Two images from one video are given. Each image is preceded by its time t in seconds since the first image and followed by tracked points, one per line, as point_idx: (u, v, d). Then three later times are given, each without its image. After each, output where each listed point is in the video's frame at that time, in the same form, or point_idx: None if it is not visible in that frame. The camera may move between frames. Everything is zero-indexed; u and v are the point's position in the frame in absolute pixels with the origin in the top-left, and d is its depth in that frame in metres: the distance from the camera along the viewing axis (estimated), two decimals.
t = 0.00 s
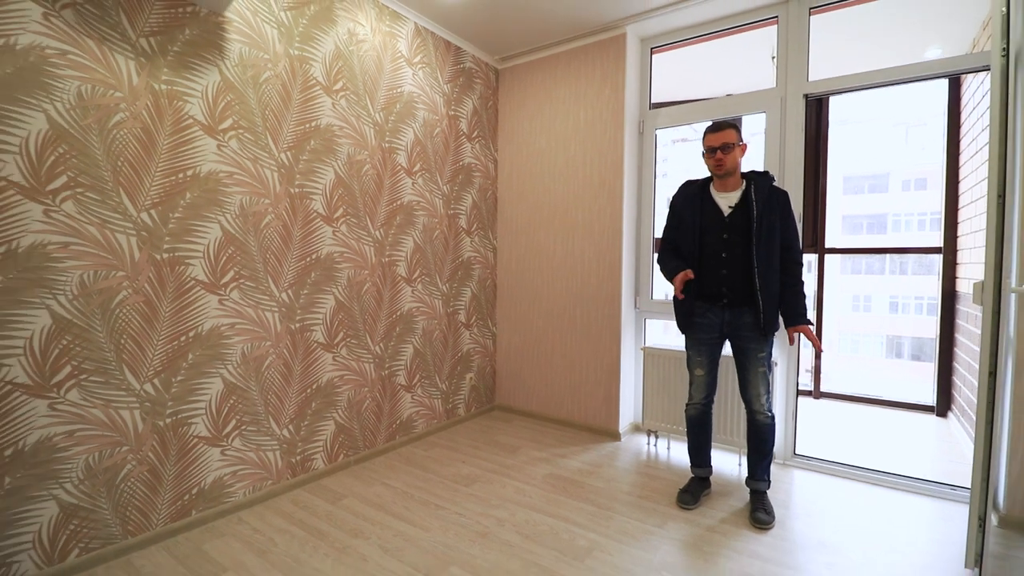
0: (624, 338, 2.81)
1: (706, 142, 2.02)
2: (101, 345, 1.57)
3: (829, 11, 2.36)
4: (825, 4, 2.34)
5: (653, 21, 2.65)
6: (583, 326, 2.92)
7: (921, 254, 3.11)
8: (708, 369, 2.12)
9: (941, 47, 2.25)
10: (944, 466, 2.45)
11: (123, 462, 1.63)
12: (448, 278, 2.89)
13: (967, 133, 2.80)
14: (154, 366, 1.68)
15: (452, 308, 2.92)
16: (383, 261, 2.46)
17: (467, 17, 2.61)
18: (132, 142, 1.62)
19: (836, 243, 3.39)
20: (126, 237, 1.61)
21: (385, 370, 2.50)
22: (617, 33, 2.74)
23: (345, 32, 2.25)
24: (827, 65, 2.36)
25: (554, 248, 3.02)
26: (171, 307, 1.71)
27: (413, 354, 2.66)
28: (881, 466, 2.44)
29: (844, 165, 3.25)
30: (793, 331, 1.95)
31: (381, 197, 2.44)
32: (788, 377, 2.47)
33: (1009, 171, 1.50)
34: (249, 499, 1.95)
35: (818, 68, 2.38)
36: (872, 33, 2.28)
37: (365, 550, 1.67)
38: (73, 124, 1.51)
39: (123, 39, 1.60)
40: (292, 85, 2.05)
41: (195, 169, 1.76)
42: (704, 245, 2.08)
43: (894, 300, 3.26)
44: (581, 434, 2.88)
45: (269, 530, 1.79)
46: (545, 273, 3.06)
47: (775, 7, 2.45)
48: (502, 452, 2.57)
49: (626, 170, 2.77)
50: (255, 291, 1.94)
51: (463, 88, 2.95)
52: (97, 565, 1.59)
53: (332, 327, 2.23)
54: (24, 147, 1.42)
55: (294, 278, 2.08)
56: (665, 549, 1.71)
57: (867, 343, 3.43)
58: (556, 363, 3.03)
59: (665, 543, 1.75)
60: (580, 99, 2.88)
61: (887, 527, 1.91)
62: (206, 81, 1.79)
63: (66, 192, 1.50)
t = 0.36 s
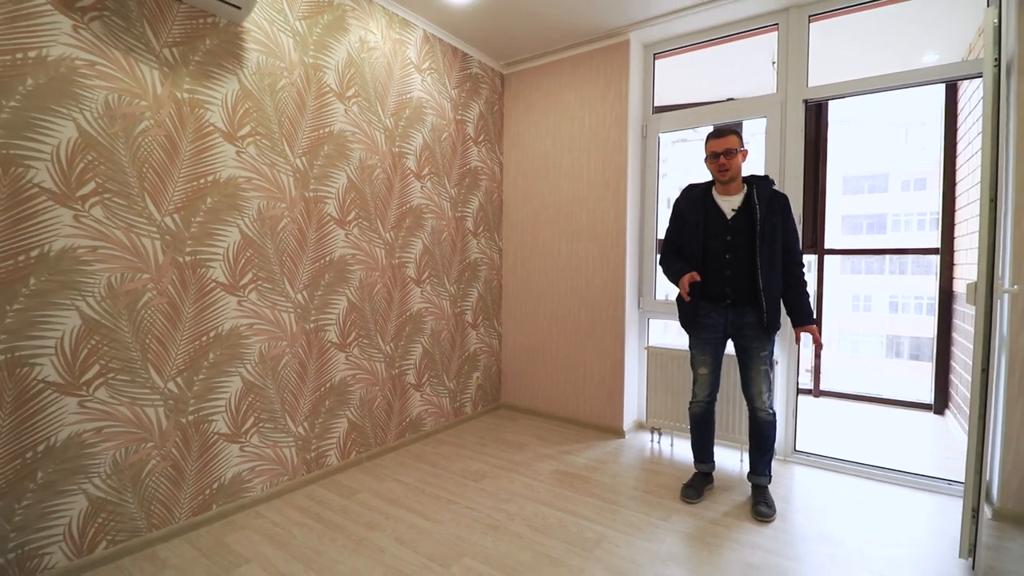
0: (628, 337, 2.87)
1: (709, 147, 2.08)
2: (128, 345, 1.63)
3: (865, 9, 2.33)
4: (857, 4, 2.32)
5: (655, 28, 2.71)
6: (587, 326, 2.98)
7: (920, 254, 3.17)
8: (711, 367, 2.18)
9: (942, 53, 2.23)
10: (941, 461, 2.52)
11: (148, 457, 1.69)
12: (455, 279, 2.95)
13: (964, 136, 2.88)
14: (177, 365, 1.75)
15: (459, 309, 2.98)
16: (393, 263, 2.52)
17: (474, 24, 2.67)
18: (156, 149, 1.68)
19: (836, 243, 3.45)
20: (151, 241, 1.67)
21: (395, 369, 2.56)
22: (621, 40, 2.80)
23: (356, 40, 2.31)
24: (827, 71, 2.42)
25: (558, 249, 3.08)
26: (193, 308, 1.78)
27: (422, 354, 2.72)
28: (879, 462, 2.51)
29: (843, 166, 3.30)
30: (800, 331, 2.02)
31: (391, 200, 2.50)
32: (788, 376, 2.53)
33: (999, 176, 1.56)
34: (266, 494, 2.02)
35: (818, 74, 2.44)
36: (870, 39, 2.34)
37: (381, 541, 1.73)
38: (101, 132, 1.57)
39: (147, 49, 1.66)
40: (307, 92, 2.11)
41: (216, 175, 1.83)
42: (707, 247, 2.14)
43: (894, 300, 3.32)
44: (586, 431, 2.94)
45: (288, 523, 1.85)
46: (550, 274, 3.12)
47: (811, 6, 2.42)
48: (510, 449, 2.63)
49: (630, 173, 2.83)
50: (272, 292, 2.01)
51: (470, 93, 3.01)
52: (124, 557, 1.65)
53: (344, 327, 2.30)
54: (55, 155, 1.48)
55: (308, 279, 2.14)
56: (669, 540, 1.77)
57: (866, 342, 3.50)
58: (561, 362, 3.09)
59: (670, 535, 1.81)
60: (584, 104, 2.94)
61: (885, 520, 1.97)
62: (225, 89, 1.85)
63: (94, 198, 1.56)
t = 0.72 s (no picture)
0: (630, 337, 2.93)
1: (711, 151, 2.15)
2: (149, 345, 1.69)
3: (890, 10, 2.33)
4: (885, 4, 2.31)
5: (656, 34, 2.76)
6: (590, 326, 3.04)
7: (917, 255, 3.23)
8: (711, 364, 2.24)
9: (938, 56, 2.29)
10: (937, 458, 2.57)
11: (168, 453, 1.76)
12: (461, 280, 3.01)
13: (960, 140, 2.93)
14: (195, 363, 1.81)
15: (465, 309, 3.04)
16: (400, 264, 2.58)
17: (479, 30, 2.73)
18: (175, 155, 1.74)
19: (836, 243, 3.52)
20: (170, 243, 1.73)
21: (402, 368, 2.62)
22: (623, 45, 2.86)
23: (365, 47, 2.37)
24: (825, 76, 2.47)
25: (561, 250, 3.14)
26: (210, 309, 1.84)
27: (429, 353, 2.78)
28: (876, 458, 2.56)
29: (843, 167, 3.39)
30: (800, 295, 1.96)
31: (399, 203, 2.56)
32: (787, 375, 2.58)
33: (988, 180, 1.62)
34: (280, 488, 2.08)
35: (816, 79, 2.50)
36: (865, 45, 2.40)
37: (392, 534, 1.80)
38: (123, 138, 1.62)
39: (167, 59, 1.72)
40: (318, 98, 2.17)
41: (231, 180, 1.89)
42: (706, 247, 2.20)
43: (894, 300, 3.38)
44: (589, 429, 3.00)
45: (301, 517, 1.91)
46: (553, 275, 3.18)
47: (835, 6, 2.40)
48: (515, 446, 2.69)
49: (632, 176, 2.89)
50: (285, 293, 2.07)
51: (475, 98, 3.07)
52: (145, 549, 1.71)
53: (354, 327, 2.36)
54: (80, 161, 1.54)
55: (320, 280, 2.20)
56: (671, 532, 1.83)
57: (866, 342, 3.55)
58: (564, 361, 3.15)
59: (672, 527, 1.87)
60: (587, 108, 3.00)
61: (880, 514, 2.03)
62: (240, 97, 1.91)
63: (117, 202, 1.61)
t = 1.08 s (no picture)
0: (632, 336, 2.98)
1: (703, 157, 2.20)
2: (165, 344, 1.75)
3: (913, 10, 2.32)
4: (909, 4, 2.30)
5: (657, 39, 2.81)
6: (591, 326, 3.09)
7: (913, 257, 3.32)
8: (709, 363, 2.29)
9: (935, 58, 2.27)
10: (933, 455, 2.62)
11: (183, 449, 1.81)
12: (465, 280, 3.06)
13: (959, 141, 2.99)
14: (209, 362, 1.87)
15: (469, 309, 3.10)
16: (406, 266, 2.64)
17: (482, 35, 2.78)
18: (190, 160, 1.79)
19: (836, 243, 3.53)
20: (185, 246, 1.79)
21: (408, 367, 2.68)
22: (624, 50, 2.91)
23: (372, 53, 2.43)
24: (822, 81, 2.52)
25: (563, 251, 3.19)
26: (223, 309, 1.90)
27: (433, 352, 2.84)
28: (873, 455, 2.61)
29: (844, 166, 3.33)
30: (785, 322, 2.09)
31: (405, 206, 2.62)
32: (785, 372, 2.64)
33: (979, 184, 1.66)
34: (290, 484, 2.14)
35: (813, 83, 2.54)
36: (859, 50, 2.44)
37: (401, 527, 1.85)
38: (140, 145, 1.68)
39: (182, 67, 1.77)
40: (326, 104, 2.22)
41: (244, 184, 1.94)
42: (703, 250, 2.27)
43: (894, 299, 3.41)
44: (590, 427, 3.06)
45: (312, 512, 1.97)
46: (555, 275, 3.23)
47: (856, 6, 2.40)
48: (518, 443, 2.75)
49: (632, 178, 2.95)
50: (295, 294, 2.13)
51: (478, 101, 3.12)
52: (162, 542, 1.77)
53: (361, 327, 2.42)
54: (100, 167, 1.59)
55: (328, 281, 2.26)
56: (671, 526, 1.89)
57: (867, 342, 3.55)
58: (566, 361, 3.20)
59: (672, 522, 1.92)
60: (589, 112, 3.05)
61: (875, 509, 2.08)
62: (252, 104, 1.96)
63: (136, 207, 1.67)
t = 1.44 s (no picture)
0: (632, 335, 3.02)
1: (706, 159, 2.24)
2: (177, 343, 1.80)
3: (930, 9, 2.32)
4: (912, 7, 2.32)
5: (657, 42, 2.86)
6: (592, 325, 3.14)
7: (912, 256, 3.33)
8: (709, 361, 2.33)
9: (932, 61, 2.31)
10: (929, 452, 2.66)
11: (195, 445, 1.86)
12: (468, 280, 3.11)
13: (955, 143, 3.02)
14: (219, 361, 1.92)
15: (471, 308, 3.14)
16: (410, 266, 2.69)
17: (485, 39, 2.82)
18: (202, 164, 1.84)
19: (836, 242, 3.59)
20: (197, 247, 1.84)
21: (412, 365, 2.73)
22: (625, 53, 2.95)
23: (377, 57, 2.47)
24: (820, 84, 2.56)
25: (565, 251, 3.24)
26: (233, 309, 1.95)
27: (437, 351, 2.89)
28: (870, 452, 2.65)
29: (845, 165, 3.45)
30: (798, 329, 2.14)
31: (409, 207, 2.67)
32: (784, 370, 2.67)
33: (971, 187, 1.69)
34: (297, 480, 2.19)
35: (811, 86, 2.58)
36: (856, 53, 2.48)
37: (406, 521, 1.90)
38: (154, 149, 1.72)
39: (194, 73, 1.81)
40: (333, 108, 2.27)
41: (253, 186, 1.99)
42: (703, 250, 2.31)
43: (895, 298, 3.46)
44: (591, 424, 3.10)
45: (320, 506, 2.02)
46: (557, 275, 3.27)
47: (873, 6, 2.39)
48: (520, 440, 2.80)
49: (633, 180, 2.99)
50: (302, 294, 2.18)
51: (481, 104, 3.17)
52: (174, 535, 1.82)
53: (367, 326, 2.46)
54: (115, 171, 1.64)
55: (334, 281, 2.31)
56: (670, 520, 1.93)
57: (869, 341, 3.62)
58: (567, 359, 3.25)
59: (671, 516, 1.97)
60: (589, 114, 3.10)
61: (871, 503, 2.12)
62: (261, 108, 2.01)
63: (150, 209, 1.72)
